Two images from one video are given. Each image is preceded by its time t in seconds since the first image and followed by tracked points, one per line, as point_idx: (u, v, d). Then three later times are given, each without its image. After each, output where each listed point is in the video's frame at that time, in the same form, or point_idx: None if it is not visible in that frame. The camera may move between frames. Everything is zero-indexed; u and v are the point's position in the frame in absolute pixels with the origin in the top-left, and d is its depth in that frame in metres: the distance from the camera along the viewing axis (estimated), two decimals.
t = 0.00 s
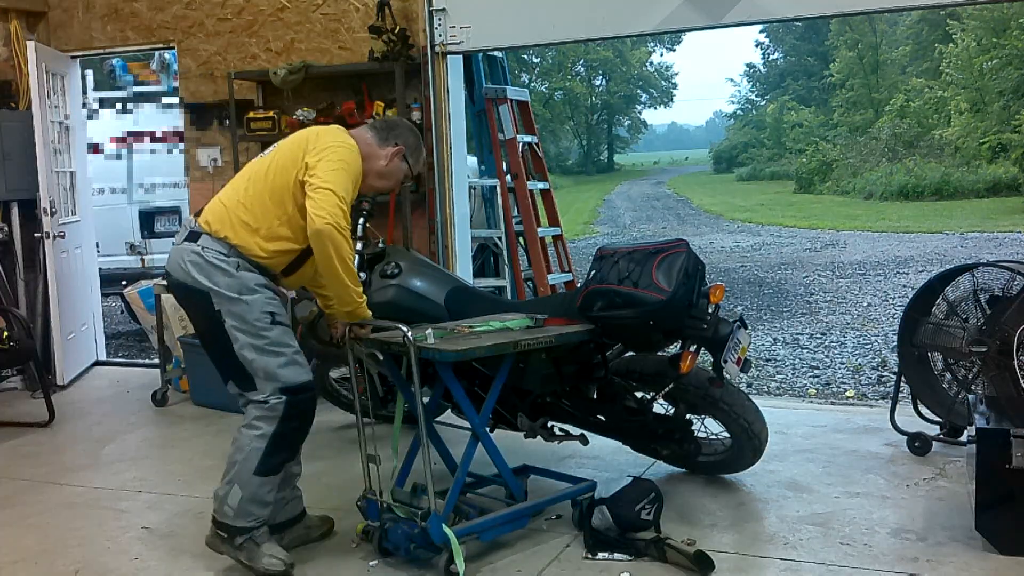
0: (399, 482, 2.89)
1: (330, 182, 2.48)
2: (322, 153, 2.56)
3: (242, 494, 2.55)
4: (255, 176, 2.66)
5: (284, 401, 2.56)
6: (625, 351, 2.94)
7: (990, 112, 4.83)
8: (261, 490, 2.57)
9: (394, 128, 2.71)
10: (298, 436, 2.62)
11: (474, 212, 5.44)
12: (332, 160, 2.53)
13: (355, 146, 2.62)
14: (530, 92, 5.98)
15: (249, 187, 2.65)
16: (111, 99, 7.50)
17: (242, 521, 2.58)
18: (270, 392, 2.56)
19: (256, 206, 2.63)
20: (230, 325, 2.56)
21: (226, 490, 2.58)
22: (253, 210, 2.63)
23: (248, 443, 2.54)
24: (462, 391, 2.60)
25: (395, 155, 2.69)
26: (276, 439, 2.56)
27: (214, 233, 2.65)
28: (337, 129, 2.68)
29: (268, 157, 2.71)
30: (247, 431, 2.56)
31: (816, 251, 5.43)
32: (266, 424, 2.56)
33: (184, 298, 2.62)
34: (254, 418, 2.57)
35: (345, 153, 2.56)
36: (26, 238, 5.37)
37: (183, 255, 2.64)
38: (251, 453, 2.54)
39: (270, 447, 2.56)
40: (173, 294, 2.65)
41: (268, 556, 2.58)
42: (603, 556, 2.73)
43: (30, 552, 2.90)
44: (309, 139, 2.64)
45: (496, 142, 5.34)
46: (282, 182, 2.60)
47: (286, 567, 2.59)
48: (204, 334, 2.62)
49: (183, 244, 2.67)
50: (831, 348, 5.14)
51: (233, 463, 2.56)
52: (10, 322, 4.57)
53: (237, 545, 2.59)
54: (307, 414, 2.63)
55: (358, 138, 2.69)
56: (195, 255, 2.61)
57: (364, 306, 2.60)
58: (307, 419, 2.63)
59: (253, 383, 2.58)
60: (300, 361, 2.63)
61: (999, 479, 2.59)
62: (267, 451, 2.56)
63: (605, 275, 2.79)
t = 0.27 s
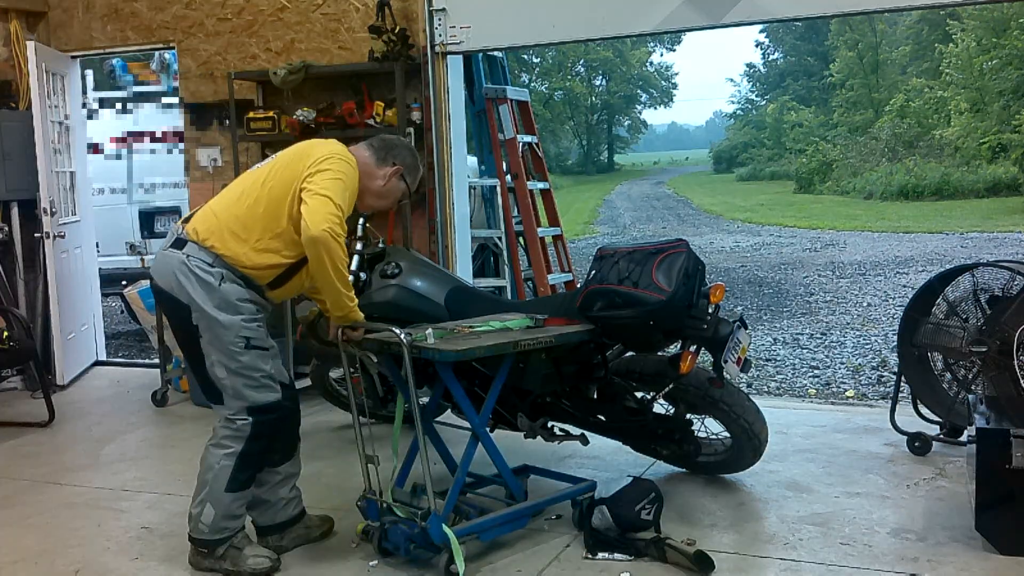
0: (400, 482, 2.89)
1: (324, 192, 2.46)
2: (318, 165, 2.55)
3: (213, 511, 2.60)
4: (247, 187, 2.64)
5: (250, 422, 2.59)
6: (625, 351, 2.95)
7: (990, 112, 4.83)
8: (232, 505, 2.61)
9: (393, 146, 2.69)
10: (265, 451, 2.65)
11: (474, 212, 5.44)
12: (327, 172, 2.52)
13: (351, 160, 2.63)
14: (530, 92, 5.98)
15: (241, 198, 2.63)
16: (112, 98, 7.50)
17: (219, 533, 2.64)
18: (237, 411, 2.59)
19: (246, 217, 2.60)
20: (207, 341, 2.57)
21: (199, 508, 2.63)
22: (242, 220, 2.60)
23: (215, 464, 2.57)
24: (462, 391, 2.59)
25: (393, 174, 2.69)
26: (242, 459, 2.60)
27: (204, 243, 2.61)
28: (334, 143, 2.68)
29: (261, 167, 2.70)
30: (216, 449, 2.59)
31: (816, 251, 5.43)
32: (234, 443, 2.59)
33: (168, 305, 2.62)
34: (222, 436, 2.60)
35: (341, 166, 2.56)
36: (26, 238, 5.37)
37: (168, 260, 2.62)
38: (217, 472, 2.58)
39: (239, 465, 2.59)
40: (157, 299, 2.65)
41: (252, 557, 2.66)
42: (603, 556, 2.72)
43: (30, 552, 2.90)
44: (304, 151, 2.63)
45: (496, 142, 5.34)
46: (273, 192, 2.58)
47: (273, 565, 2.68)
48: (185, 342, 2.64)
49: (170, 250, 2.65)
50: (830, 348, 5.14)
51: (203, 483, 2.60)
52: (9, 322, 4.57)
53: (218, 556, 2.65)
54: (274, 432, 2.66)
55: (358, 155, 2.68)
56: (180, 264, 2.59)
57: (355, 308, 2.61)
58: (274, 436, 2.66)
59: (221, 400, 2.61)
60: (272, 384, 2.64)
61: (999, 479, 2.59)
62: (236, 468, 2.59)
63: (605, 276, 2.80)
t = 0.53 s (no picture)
0: (399, 482, 2.89)
1: (313, 197, 2.46)
2: (307, 169, 2.54)
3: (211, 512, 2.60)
4: (237, 192, 2.64)
5: (244, 426, 2.60)
6: (625, 351, 2.95)
7: (990, 112, 4.83)
8: (230, 507, 2.62)
9: (383, 146, 2.67)
10: (261, 455, 2.65)
11: (474, 212, 5.44)
12: (316, 175, 2.51)
13: (340, 161, 2.61)
14: (530, 92, 5.98)
15: (231, 202, 2.63)
16: (112, 98, 7.48)
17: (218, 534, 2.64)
18: (231, 416, 2.60)
19: (236, 222, 2.60)
20: (199, 347, 2.57)
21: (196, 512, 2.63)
22: (232, 226, 2.60)
23: (213, 465, 2.58)
24: (462, 390, 2.59)
25: (385, 174, 2.68)
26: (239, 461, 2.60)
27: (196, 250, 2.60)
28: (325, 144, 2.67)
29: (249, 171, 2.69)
30: (212, 452, 2.59)
31: (816, 251, 5.43)
32: (230, 446, 2.59)
33: (160, 312, 2.63)
34: (217, 440, 2.60)
35: (329, 170, 2.55)
36: (26, 238, 5.37)
37: (157, 268, 2.62)
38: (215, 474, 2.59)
39: (235, 468, 2.59)
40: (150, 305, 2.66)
41: (252, 557, 2.65)
42: (603, 556, 2.72)
43: (30, 552, 2.90)
44: (292, 154, 2.62)
45: (496, 142, 5.34)
46: (263, 197, 2.58)
47: (272, 565, 2.67)
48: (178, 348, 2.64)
49: (160, 257, 2.65)
50: (830, 348, 5.14)
51: (201, 485, 2.60)
52: (9, 322, 4.57)
53: (217, 557, 2.64)
54: (271, 435, 2.65)
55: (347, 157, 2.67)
56: (170, 270, 2.59)
57: (355, 308, 2.62)
58: (272, 439, 2.66)
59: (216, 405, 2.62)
60: (266, 387, 2.64)
61: (999, 479, 2.59)
62: (232, 471, 2.59)
63: (605, 276, 2.80)
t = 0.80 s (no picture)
0: (399, 483, 2.89)
1: (309, 188, 2.49)
2: (298, 159, 2.56)
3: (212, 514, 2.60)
4: (231, 191, 2.65)
5: (253, 430, 2.59)
6: (625, 351, 2.96)
7: (990, 112, 4.83)
8: (231, 510, 2.61)
9: (360, 115, 2.74)
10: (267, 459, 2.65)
11: (474, 212, 5.44)
12: (308, 164, 2.54)
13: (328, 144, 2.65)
14: (530, 92, 5.97)
15: (227, 202, 2.65)
16: (112, 98, 7.51)
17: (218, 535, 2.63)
18: (240, 420, 2.60)
19: (234, 221, 2.62)
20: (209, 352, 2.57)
21: (197, 512, 2.62)
22: (230, 223, 2.62)
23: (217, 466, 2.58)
24: (462, 391, 2.59)
25: (369, 141, 2.74)
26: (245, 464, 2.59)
27: (198, 251, 2.62)
28: (309, 130, 2.70)
29: (241, 166, 2.71)
30: (217, 454, 2.59)
31: (816, 251, 5.43)
32: (236, 449, 2.59)
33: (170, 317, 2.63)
34: (223, 442, 2.60)
35: (318, 157, 2.58)
36: (26, 238, 5.37)
37: (165, 273, 2.62)
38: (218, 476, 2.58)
39: (239, 472, 2.58)
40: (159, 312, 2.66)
41: (252, 558, 2.66)
42: (603, 556, 2.72)
43: (30, 552, 2.90)
44: (279, 146, 2.64)
45: (496, 142, 5.34)
46: (258, 192, 2.60)
47: (272, 566, 2.67)
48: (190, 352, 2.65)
49: (166, 263, 2.65)
50: (831, 348, 5.14)
51: (204, 487, 2.60)
52: (9, 322, 4.57)
53: (217, 557, 2.63)
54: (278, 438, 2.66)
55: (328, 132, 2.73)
56: (178, 275, 2.59)
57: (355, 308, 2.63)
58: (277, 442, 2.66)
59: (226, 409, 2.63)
60: (276, 392, 2.63)
61: (999, 479, 2.59)
62: (237, 474, 2.59)
63: (605, 276, 2.80)
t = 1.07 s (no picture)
0: (399, 482, 2.89)
1: (324, 173, 2.56)
2: (307, 145, 2.62)
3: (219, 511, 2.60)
4: (248, 186, 2.72)
5: (272, 426, 2.60)
6: (625, 351, 2.96)
7: (990, 112, 4.83)
8: (237, 507, 2.61)
9: (359, 94, 2.78)
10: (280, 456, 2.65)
11: (474, 212, 5.44)
12: (320, 150, 2.60)
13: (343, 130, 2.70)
14: (530, 92, 5.97)
15: (245, 196, 2.71)
16: (112, 99, 7.61)
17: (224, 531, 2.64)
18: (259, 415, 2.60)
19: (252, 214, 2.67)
20: (237, 345, 2.59)
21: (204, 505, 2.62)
22: (254, 214, 2.66)
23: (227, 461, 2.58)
24: (462, 390, 2.59)
25: (372, 117, 2.77)
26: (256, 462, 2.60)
27: (228, 242, 2.65)
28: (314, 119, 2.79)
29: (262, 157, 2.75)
30: (230, 448, 2.59)
31: (816, 251, 5.42)
32: (250, 443, 2.59)
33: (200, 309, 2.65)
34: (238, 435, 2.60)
35: (327, 138, 2.62)
36: (26, 238, 5.37)
37: (200, 266, 2.65)
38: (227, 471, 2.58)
39: (251, 467, 2.58)
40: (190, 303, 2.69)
41: (252, 557, 2.65)
42: (603, 556, 2.72)
43: (30, 552, 2.90)
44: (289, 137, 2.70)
45: (496, 142, 5.34)
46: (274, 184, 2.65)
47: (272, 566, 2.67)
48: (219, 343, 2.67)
49: (201, 256, 2.68)
50: (830, 348, 5.14)
51: (213, 480, 2.60)
52: (9, 322, 4.57)
53: (219, 554, 2.64)
54: (294, 437, 2.66)
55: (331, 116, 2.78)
56: (214, 268, 2.62)
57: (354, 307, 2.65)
58: (292, 441, 2.66)
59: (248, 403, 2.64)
60: (298, 392, 2.65)
61: (999, 479, 2.59)
62: (247, 469, 2.58)
63: (606, 276, 2.79)
